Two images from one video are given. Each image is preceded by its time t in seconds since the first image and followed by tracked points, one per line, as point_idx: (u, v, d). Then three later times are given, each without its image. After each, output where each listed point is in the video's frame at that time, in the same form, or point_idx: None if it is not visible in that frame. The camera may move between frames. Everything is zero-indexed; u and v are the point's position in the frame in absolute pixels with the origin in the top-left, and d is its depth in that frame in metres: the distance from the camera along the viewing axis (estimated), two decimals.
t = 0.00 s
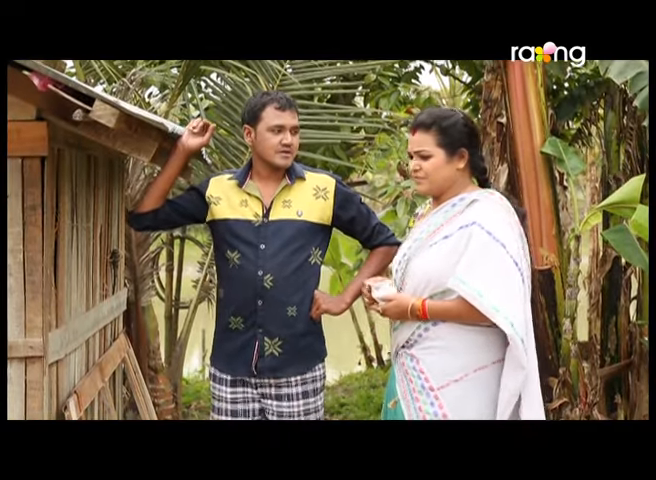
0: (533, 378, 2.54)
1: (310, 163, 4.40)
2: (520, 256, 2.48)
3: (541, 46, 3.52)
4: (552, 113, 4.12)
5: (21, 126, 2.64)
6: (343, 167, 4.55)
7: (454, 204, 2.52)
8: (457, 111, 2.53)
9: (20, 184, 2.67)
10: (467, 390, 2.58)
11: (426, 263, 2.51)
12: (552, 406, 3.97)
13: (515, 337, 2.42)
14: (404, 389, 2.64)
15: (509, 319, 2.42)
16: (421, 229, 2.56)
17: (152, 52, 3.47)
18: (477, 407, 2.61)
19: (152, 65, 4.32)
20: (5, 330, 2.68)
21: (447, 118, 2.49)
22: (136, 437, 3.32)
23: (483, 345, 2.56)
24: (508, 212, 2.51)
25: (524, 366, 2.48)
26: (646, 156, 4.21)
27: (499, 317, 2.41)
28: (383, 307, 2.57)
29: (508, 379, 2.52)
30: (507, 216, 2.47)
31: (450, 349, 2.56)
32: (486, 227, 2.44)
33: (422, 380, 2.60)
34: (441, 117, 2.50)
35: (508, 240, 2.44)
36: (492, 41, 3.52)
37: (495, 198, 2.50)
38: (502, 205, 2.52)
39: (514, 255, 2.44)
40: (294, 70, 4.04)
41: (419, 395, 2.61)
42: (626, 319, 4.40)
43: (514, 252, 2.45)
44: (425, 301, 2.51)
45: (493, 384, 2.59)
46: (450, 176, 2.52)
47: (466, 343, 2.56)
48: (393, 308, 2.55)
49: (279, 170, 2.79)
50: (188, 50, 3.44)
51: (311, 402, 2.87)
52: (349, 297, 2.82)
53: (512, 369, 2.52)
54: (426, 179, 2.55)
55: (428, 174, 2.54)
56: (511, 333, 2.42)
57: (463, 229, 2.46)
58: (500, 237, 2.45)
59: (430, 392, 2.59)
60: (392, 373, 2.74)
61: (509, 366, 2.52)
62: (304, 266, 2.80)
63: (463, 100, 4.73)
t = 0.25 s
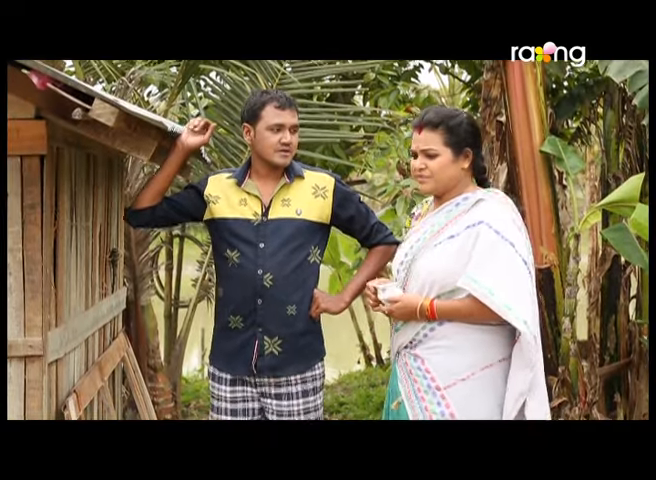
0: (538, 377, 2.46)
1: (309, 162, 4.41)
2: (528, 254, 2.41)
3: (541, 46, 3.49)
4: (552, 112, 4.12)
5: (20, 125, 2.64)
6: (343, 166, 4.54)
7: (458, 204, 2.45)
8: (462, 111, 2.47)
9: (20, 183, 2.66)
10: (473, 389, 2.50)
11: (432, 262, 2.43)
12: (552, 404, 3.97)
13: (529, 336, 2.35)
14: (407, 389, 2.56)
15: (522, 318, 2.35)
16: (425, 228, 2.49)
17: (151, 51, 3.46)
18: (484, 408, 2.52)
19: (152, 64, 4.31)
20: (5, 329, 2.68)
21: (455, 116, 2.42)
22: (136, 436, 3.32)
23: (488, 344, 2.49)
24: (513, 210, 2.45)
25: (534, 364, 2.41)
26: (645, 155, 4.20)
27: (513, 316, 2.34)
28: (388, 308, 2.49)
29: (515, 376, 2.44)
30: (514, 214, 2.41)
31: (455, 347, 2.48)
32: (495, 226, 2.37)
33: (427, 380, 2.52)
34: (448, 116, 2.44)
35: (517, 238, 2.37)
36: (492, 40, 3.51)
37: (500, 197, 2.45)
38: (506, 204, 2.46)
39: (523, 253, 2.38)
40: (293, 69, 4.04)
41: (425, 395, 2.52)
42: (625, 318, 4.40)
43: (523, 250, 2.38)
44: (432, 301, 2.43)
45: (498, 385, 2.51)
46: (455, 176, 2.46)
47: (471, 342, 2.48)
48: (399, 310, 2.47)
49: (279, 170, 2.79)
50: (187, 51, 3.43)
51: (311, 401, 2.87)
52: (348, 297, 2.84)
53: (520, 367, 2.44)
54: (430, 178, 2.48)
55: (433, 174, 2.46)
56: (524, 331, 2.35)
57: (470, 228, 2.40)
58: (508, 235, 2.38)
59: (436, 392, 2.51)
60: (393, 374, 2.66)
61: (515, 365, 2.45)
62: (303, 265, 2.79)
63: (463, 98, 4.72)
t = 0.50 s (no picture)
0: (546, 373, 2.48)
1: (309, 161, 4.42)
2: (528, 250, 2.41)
3: (541, 46, 3.48)
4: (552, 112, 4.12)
5: (19, 124, 2.64)
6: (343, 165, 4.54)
7: (456, 203, 2.43)
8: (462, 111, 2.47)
9: (19, 182, 2.66)
10: (473, 387, 2.48)
11: (433, 261, 2.41)
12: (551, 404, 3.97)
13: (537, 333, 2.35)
14: (405, 388, 2.53)
15: (530, 315, 2.35)
16: (424, 227, 2.46)
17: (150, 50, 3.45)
18: (483, 406, 2.50)
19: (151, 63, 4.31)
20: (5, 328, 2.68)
21: (457, 115, 2.41)
22: (136, 436, 3.31)
23: (489, 341, 2.48)
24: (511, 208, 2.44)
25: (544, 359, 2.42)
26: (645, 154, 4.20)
27: (521, 314, 2.33)
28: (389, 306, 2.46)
29: (526, 372, 2.44)
30: (514, 212, 2.39)
31: (455, 344, 2.46)
32: (497, 225, 2.35)
33: (427, 378, 2.49)
34: (450, 115, 2.43)
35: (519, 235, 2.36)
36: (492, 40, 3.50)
37: (499, 196, 2.43)
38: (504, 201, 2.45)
39: (525, 250, 2.38)
40: (293, 68, 4.04)
41: (424, 393, 2.49)
42: (625, 317, 4.41)
43: (525, 247, 2.38)
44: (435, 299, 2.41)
45: (498, 382, 2.51)
46: (454, 175, 2.44)
47: (472, 339, 2.46)
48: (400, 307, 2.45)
49: (275, 170, 2.78)
50: (186, 50, 3.43)
51: (310, 400, 2.86)
52: (346, 296, 2.86)
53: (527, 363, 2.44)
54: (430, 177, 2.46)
55: (433, 173, 2.44)
56: (532, 328, 2.35)
57: (472, 227, 2.38)
58: (511, 233, 2.37)
59: (436, 390, 2.48)
60: (387, 373, 2.62)
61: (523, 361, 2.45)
62: (301, 264, 2.79)
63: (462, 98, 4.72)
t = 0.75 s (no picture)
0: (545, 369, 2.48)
1: (308, 161, 4.42)
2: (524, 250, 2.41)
3: (541, 46, 3.47)
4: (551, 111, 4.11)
5: (18, 124, 2.64)
6: (342, 165, 4.55)
7: (451, 202, 2.42)
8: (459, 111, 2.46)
9: (19, 182, 2.66)
10: (470, 385, 2.46)
11: (429, 259, 2.38)
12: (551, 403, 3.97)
13: (533, 331, 2.35)
14: (401, 386, 2.50)
15: (526, 313, 2.35)
16: (419, 225, 2.44)
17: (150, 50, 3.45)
18: (480, 405, 2.48)
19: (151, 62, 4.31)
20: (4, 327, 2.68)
21: (455, 114, 2.41)
22: (136, 437, 3.29)
23: (483, 338, 2.46)
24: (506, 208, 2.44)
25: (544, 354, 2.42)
26: (645, 154, 4.20)
27: (517, 312, 2.33)
28: (386, 306, 2.42)
29: (527, 371, 2.44)
30: (510, 211, 2.40)
31: (453, 343, 2.44)
32: (494, 224, 2.35)
33: (424, 376, 2.46)
34: (447, 113, 2.42)
35: (515, 235, 2.37)
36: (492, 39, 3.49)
37: (495, 195, 2.43)
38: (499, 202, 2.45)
39: (520, 249, 2.38)
40: (293, 68, 4.05)
41: (421, 391, 2.46)
42: (625, 317, 4.41)
43: (520, 246, 2.39)
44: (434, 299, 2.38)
45: (494, 380, 2.50)
46: (450, 173, 2.44)
47: (468, 337, 2.45)
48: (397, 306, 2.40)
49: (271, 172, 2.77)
50: (186, 50, 3.43)
51: (309, 398, 2.84)
52: (346, 294, 2.84)
53: (526, 358, 2.44)
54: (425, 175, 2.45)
55: (429, 171, 2.42)
56: (529, 327, 2.35)
57: (468, 226, 2.37)
58: (507, 233, 2.37)
59: (433, 388, 2.45)
60: (380, 372, 2.59)
61: (524, 355, 2.44)
62: (300, 263, 2.78)
63: (462, 97, 4.72)
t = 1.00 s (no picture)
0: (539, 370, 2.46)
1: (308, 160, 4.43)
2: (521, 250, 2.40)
3: (541, 46, 3.46)
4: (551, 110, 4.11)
5: (17, 122, 2.63)
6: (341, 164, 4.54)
7: (449, 202, 2.40)
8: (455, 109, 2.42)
9: (18, 181, 2.66)
10: (469, 384, 2.43)
11: (428, 258, 2.36)
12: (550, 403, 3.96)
13: (531, 331, 2.34)
14: (400, 384, 2.46)
15: (525, 313, 2.34)
16: (417, 225, 2.42)
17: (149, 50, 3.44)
18: (478, 404, 2.45)
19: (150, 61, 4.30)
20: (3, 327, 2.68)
21: (449, 114, 2.37)
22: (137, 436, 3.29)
23: (481, 336, 2.44)
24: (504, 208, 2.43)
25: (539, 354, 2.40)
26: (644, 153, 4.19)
27: (516, 312, 2.32)
28: (386, 306, 2.40)
29: (523, 368, 2.43)
30: (508, 211, 2.39)
31: (451, 342, 2.41)
32: (493, 224, 2.34)
33: (423, 375, 2.42)
34: (442, 113, 2.38)
35: (514, 235, 2.36)
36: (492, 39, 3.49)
37: (493, 195, 2.42)
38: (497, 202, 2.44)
39: (518, 249, 2.37)
40: (292, 68, 4.06)
41: (420, 390, 2.43)
42: (625, 316, 4.40)
43: (518, 246, 2.38)
44: (434, 299, 2.35)
45: (491, 379, 2.47)
46: (445, 173, 2.40)
47: (467, 335, 2.42)
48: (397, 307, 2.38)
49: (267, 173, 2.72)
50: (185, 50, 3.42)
51: (310, 397, 2.80)
52: (345, 290, 2.81)
53: (521, 356, 2.44)
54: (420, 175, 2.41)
55: (423, 170, 2.38)
56: (528, 326, 2.33)
57: (467, 226, 2.35)
58: (506, 233, 2.35)
59: (433, 386, 2.42)
60: (377, 370, 2.56)
61: (518, 352, 2.44)
62: (299, 263, 2.74)
63: (462, 96, 4.72)
